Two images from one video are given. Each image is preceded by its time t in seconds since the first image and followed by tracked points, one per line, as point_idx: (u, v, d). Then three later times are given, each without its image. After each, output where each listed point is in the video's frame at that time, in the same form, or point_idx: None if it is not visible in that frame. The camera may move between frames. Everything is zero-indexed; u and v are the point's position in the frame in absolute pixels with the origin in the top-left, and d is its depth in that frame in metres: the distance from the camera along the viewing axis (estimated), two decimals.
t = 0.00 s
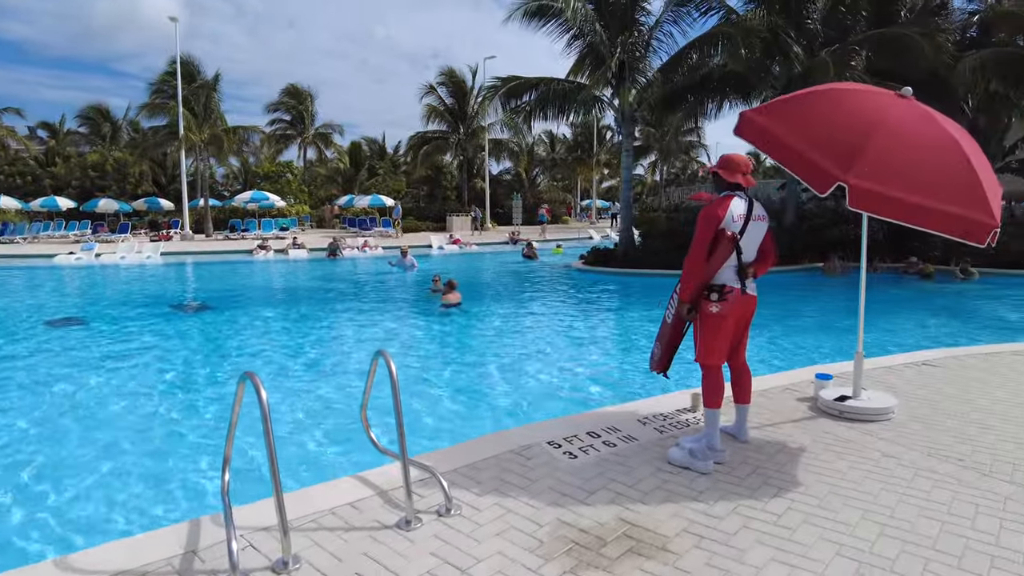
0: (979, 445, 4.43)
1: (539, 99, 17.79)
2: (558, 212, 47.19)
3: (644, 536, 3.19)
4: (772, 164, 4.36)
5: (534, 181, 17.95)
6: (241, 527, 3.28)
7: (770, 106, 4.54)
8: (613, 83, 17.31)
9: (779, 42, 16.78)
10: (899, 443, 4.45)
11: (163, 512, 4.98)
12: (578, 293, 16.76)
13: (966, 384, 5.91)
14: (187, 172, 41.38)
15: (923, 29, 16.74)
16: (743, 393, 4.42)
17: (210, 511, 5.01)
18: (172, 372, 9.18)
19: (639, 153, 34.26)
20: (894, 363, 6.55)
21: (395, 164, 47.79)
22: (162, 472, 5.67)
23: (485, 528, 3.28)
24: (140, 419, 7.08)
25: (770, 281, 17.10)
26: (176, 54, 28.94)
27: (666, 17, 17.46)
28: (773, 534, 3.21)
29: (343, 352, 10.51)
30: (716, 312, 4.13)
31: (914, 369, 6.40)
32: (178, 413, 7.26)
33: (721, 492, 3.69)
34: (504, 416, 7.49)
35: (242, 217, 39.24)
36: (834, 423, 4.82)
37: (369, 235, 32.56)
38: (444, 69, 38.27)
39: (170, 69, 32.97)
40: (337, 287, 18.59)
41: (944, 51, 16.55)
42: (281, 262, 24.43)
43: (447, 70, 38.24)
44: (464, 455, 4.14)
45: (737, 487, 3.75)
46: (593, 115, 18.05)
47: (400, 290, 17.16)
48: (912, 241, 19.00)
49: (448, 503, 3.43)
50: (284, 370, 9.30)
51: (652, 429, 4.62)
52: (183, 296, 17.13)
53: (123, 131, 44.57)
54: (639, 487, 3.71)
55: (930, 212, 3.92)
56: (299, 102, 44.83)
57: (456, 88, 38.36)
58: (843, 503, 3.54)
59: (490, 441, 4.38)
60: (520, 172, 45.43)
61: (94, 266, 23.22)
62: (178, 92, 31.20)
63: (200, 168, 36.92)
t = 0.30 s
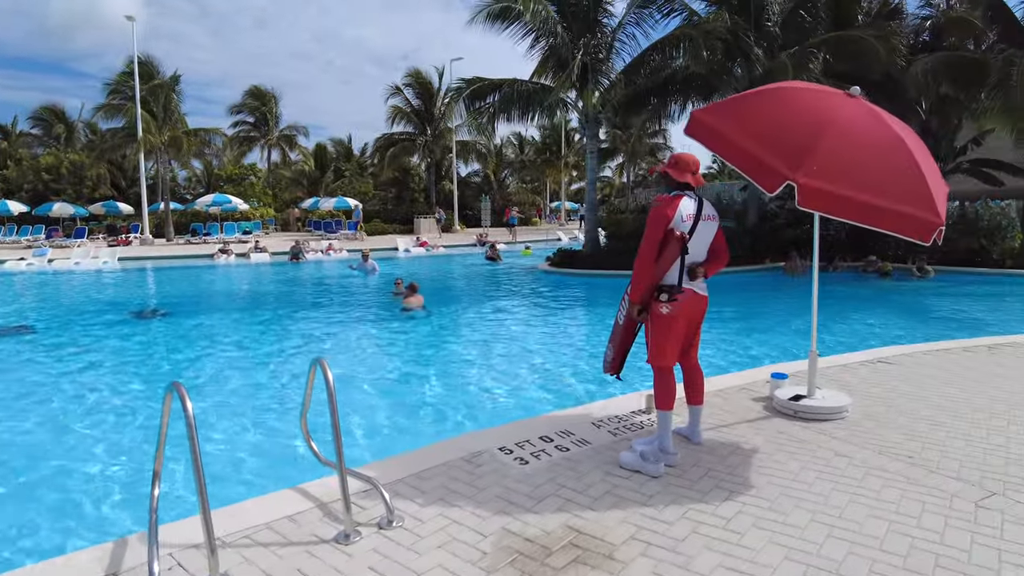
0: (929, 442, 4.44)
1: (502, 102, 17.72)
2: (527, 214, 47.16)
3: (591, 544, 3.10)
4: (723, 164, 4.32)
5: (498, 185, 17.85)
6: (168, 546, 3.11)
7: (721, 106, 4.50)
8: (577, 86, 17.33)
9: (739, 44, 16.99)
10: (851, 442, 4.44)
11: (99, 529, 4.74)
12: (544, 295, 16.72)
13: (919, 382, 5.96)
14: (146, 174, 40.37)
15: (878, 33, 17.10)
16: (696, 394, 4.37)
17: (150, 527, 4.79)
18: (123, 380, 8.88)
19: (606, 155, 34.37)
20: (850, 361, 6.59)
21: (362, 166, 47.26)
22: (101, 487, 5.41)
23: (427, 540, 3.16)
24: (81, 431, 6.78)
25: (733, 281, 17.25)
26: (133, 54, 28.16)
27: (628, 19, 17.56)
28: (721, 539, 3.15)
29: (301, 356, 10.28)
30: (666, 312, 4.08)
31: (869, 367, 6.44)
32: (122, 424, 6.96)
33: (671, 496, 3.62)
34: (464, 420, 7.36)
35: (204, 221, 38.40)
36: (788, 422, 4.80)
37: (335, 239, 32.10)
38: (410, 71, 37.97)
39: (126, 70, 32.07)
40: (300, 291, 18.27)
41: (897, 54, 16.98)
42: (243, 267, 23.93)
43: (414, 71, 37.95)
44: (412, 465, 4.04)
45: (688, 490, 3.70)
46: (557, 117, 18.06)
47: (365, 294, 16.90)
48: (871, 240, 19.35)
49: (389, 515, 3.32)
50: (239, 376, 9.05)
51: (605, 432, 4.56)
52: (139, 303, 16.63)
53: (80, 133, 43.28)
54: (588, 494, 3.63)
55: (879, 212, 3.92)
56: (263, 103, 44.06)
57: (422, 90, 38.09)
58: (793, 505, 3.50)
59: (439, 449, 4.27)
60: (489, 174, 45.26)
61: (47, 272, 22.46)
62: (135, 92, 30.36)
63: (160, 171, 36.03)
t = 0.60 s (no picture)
0: (870, 450, 4.44)
1: (459, 106, 17.61)
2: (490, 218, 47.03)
3: (523, 568, 2.97)
4: (666, 169, 4.24)
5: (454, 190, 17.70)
6: None
7: (666, 110, 4.43)
8: (535, 91, 17.31)
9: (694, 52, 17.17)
10: (794, 451, 4.41)
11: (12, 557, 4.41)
12: (502, 300, 16.61)
13: (864, 388, 6.00)
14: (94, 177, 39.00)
15: (827, 42, 17.47)
16: (639, 405, 4.28)
17: (68, 554, 4.48)
18: (58, 392, 8.47)
19: (568, 160, 34.45)
20: (797, 367, 6.62)
21: (321, 169, 46.51)
22: (18, 512, 5.05)
23: (352, 568, 2.99)
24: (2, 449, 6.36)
25: (690, 285, 17.39)
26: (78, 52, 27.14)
27: (586, 24, 17.62)
28: (658, 559, 3.05)
29: (249, 366, 9.96)
30: (607, 322, 3.97)
31: (816, 373, 6.47)
32: (48, 442, 6.57)
33: (611, 513, 3.53)
34: (415, 429, 7.16)
35: (156, 225, 37.27)
36: (733, 431, 4.76)
37: (291, 243, 31.47)
38: (370, 73, 37.54)
39: (72, 68, 30.89)
40: (253, 297, 17.79)
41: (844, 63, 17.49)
42: (195, 272, 23.23)
43: (374, 74, 37.52)
44: (344, 485, 3.86)
45: (628, 507, 3.60)
46: (514, 121, 17.98)
47: (321, 301, 16.55)
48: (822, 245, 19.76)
49: (313, 541, 3.14)
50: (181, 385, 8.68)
51: (548, 445, 4.43)
52: (82, 311, 15.98)
53: (24, 133, 41.62)
54: (525, 513, 3.50)
55: (820, 220, 3.88)
56: (218, 104, 42.96)
57: (382, 92, 37.68)
58: (735, 521, 3.41)
59: (374, 468, 4.10)
60: (451, 178, 45.02)
61: None
62: (82, 92, 29.25)
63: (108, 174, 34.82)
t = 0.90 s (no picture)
0: (793, 453, 4.49)
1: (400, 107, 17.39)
2: (436, 222, 46.69)
3: None
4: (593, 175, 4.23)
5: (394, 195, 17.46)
6: None
7: (594, 115, 4.43)
8: (477, 94, 17.23)
9: (632, 59, 17.39)
10: (720, 455, 4.42)
11: None
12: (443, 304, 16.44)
13: (790, 391, 6.11)
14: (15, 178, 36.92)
15: (761, 53, 17.98)
16: (567, 413, 4.22)
17: None
18: None
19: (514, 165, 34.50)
20: (728, 370, 6.71)
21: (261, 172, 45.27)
22: None
23: None
24: None
25: (631, 289, 17.59)
26: None
27: (528, 29, 17.62)
28: (579, 571, 2.98)
29: (174, 375, 9.52)
30: (533, 329, 3.89)
31: (745, 376, 6.57)
32: None
33: (534, 524, 3.46)
34: (347, 439, 6.95)
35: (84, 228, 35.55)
36: (662, 436, 4.76)
37: (228, 248, 30.49)
38: (312, 74, 36.79)
39: None
40: (185, 303, 17.12)
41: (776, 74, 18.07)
42: (124, 278, 22.22)
43: (315, 75, 36.79)
44: (259, 502, 3.69)
45: (552, 517, 3.54)
46: (456, 125, 17.86)
47: (256, 307, 16.04)
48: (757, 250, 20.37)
49: (216, 565, 2.96)
50: (97, 398, 8.22)
51: (475, 455, 4.34)
52: None
53: None
54: (445, 527, 3.41)
55: (741, 225, 3.89)
56: (152, 103, 41.29)
57: (324, 94, 36.99)
58: (657, 528, 3.38)
59: (291, 485, 3.92)
60: (396, 182, 44.50)
61: None
62: None
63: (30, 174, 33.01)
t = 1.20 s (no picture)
0: (720, 454, 4.52)
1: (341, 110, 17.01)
2: (384, 227, 46.14)
3: None
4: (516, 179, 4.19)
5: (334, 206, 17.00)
6: None
7: (517, 124, 4.44)
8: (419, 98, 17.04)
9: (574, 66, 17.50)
10: (649, 458, 4.41)
11: None
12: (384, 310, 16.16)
13: (720, 392, 6.17)
14: None
15: (701, 61, 18.32)
16: (495, 420, 4.13)
17: None
18: None
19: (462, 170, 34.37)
20: (664, 373, 6.75)
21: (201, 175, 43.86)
22: None
23: None
24: None
25: (576, 294, 17.70)
26: None
27: (472, 33, 17.53)
28: None
29: (96, 386, 9.05)
30: (458, 334, 3.78)
31: (680, 378, 6.61)
32: None
33: (455, 534, 3.37)
34: (277, 446, 6.69)
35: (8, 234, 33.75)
36: (592, 439, 4.73)
37: (165, 254, 29.40)
38: (253, 75, 35.84)
39: None
40: (114, 311, 16.39)
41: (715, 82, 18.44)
42: (50, 286, 21.15)
43: (258, 76, 35.87)
44: (168, 519, 3.49)
45: (474, 527, 3.46)
46: (399, 129, 17.62)
47: (191, 315, 15.48)
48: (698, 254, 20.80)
49: None
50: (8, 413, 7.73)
51: (402, 466, 4.22)
52: None
53: None
54: (363, 542, 3.29)
55: (661, 229, 3.93)
56: (83, 103, 39.48)
57: (266, 96, 36.08)
58: (580, 535, 3.34)
59: (203, 501, 3.73)
60: (342, 186, 43.80)
61: None
62: None
63: None
